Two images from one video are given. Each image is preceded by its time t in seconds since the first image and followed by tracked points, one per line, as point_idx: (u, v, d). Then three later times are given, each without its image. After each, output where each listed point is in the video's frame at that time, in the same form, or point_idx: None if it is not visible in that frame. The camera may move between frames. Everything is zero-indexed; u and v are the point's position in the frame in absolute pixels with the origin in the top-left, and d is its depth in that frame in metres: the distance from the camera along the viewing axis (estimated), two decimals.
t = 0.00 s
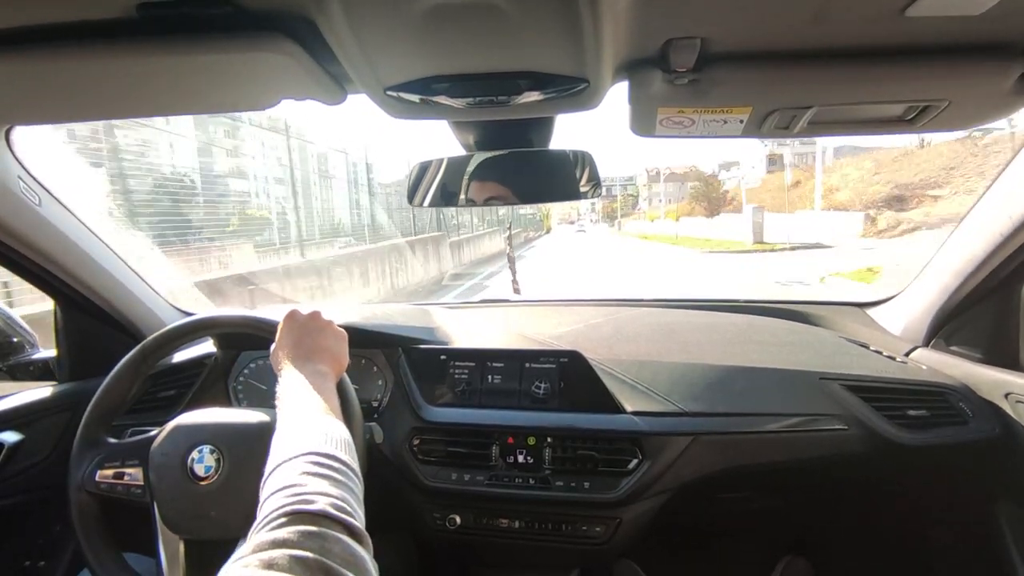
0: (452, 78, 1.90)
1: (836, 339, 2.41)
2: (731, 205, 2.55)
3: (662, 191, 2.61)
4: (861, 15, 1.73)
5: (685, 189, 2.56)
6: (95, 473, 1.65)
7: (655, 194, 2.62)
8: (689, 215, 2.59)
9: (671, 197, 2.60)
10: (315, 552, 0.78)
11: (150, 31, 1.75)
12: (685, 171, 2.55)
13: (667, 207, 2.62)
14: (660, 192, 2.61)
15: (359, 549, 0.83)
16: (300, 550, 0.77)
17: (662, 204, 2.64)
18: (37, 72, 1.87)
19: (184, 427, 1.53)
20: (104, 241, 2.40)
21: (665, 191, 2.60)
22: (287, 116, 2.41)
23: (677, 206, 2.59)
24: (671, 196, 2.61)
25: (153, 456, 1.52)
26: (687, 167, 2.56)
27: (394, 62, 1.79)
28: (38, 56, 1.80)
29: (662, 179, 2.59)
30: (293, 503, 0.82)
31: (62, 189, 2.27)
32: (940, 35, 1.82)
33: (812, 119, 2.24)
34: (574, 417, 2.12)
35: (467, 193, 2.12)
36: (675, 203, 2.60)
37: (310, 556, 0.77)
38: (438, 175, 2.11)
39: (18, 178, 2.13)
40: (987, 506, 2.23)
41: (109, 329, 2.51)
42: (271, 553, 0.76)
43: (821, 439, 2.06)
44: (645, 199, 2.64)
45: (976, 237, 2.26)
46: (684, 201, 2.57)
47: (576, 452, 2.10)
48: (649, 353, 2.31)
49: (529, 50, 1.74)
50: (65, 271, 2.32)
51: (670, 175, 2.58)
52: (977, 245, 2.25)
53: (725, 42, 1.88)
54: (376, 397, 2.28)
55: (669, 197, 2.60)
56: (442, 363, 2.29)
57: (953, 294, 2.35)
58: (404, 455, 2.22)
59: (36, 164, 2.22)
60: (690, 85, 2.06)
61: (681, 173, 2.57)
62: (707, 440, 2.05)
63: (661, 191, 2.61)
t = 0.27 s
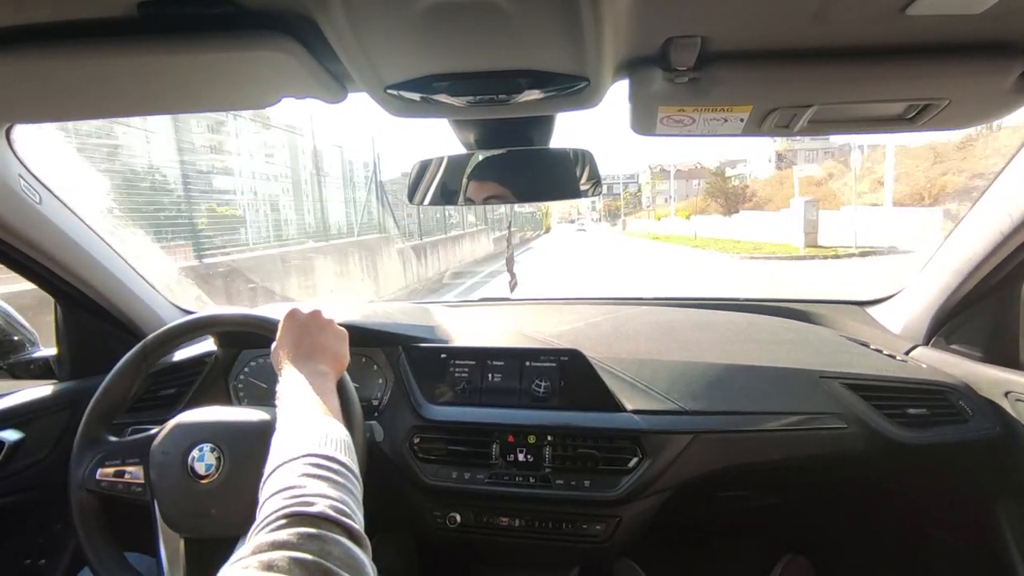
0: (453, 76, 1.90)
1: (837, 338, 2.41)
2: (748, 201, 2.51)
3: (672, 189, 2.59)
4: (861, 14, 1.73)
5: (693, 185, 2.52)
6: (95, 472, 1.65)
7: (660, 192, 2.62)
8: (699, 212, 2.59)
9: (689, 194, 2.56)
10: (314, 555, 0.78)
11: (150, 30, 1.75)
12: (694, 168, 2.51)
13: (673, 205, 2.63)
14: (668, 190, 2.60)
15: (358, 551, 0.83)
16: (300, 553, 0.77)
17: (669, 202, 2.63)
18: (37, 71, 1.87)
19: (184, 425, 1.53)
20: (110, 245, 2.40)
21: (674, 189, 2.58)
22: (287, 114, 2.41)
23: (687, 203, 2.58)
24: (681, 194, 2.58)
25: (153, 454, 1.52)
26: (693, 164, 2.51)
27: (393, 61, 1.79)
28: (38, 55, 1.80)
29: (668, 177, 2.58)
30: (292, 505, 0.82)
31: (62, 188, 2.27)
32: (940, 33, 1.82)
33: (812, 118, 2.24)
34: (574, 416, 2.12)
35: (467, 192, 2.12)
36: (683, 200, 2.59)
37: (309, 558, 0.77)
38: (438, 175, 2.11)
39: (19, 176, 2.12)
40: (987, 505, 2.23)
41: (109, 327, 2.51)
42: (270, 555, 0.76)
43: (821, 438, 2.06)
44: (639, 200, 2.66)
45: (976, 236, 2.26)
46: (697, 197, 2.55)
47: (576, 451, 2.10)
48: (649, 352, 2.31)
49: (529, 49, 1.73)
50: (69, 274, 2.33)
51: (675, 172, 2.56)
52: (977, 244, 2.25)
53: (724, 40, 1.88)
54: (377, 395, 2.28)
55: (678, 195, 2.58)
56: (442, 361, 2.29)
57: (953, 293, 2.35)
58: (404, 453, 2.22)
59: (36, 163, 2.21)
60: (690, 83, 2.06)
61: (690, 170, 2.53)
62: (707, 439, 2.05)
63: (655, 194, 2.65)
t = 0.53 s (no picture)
0: (453, 76, 1.90)
1: (837, 338, 2.41)
2: (773, 198, 2.43)
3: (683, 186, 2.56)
4: (860, 14, 1.73)
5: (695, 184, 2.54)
6: (95, 472, 1.65)
7: (669, 189, 2.59)
8: (713, 210, 2.53)
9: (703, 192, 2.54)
10: (314, 548, 0.78)
11: (149, 30, 1.75)
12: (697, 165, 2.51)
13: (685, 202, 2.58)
14: (675, 188, 2.58)
15: (358, 545, 0.83)
16: (299, 546, 0.77)
17: (679, 199, 2.59)
18: (37, 71, 1.87)
19: (185, 425, 1.53)
20: (110, 246, 2.41)
21: (690, 185, 2.54)
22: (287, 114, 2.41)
23: (700, 201, 2.54)
24: (696, 190, 2.55)
25: (154, 454, 1.52)
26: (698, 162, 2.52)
27: (393, 60, 1.79)
28: (38, 55, 1.80)
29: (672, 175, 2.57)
30: (292, 498, 0.82)
31: (62, 188, 2.27)
32: (940, 33, 1.82)
33: (812, 118, 2.25)
34: (574, 416, 2.12)
35: (467, 192, 2.13)
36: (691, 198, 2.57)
37: (309, 552, 0.77)
38: (438, 175, 2.11)
39: (18, 176, 2.12)
40: (986, 503, 2.22)
41: (109, 327, 2.51)
42: (269, 548, 0.77)
43: (821, 437, 2.06)
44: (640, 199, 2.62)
45: (976, 236, 2.27)
46: (716, 193, 2.50)
47: (575, 450, 2.11)
48: (649, 352, 2.31)
49: (529, 49, 1.74)
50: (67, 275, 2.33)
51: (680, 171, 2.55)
52: (977, 243, 2.26)
53: (724, 41, 1.88)
54: (376, 395, 2.28)
55: (676, 196, 2.59)
56: (441, 361, 2.29)
57: (952, 294, 2.35)
58: (403, 453, 2.22)
59: (36, 163, 2.22)
60: (690, 83, 2.07)
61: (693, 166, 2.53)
62: (707, 439, 2.05)
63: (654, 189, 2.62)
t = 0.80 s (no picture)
0: (453, 75, 1.90)
1: (838, 336, 2.41)
2: (806, 195, 2.41)
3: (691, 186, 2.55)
4: (861, 12, 1.73)
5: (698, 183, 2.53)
6: (96, 472, 1.65)
7: (673, 187, 2.58)
8: (730, 208, 2.54)
9: (709, 189, 2.54)
10: (316, 556, 0.78)
11: (149, 30, 1.75)
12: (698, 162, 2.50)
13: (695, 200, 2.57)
14: (679, 187, 2.57)
15: (359, 554, 0.83)
16: (301, 554, 0.77)
17: (690, 197, 2.57)
18: (36, 71, 1.87)
19: (185, 426, 1.53)
20: (110, 245, 2.41)
21: (702, 183, 2.53)
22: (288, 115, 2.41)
23: (717, 199, 2.54)
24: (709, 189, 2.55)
25: (154, 454, 1.52)
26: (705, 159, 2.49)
27: (393, 60, 1.79)
28: (37, 56, 1.80)
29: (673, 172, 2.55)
30: (294, 507, 0.82)
31: (63, 188, 2.27)
32: (940, 31, 1.82)
33: (813, 117, 2.24)
34: (575, 415, 2.12)
35: (468, 191, 2.13)
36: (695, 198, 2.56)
37: (311, 560, 0.77)
38: (439, 174, 2.11)
39: (18, 177, 2.12)
40: (987, 501, 2.23)
41: (109, 327, 2.51)
42: (271, 556, 0.76)
43: (822, 436, 2.06)
44: (640, 198, 2.62)
45: (976, 234, 2.27)
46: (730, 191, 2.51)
47: (576, 450, 2.10)
48: (649, 351, 2.30)
49: (528, 47, 1.73)
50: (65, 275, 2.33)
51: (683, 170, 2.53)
52: (978, 241, 2.26)
53: (724, 39, 1.88)
54: (377, 395, 2.28)
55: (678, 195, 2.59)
56: (442, 361, 2.29)
57: (953, 291, 2.35)
58: (404, 453, 2.22)
59: (36, 163, 2.22)
60: (690, 82, 2.06)
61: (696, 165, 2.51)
62: (708, 438, 2.05)
63: (658, 186, 2.60)
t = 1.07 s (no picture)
0: (454, 74, 1.90)
1: (837, 336, 2.41)
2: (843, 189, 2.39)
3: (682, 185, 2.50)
4: (860, 11, 1.73)
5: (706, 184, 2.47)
6: (96, 468, 1.65)
7: (676, 184, 2.52)
8: (751, 206, 2.49)
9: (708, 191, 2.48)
10: (318, 556, 0.78)
11: (150, 27, 1.75)
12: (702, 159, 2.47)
13: (687, 203, 2.52)
14: (681, 185, 2.50)
15: (360, 554, 0.84)
16: (303, 554, 0.77)
17: (693, 197, 2.50)
18: (36, 68, 1.87)
19: (185, 423, 1.53)
20: (110, 243, 2.42)
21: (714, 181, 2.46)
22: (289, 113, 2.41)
23: (739, 196, 2.47)
24: (731, 185, 2.47)
25: (154, 451, 1.52)
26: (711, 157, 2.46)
27: (394, 58, 1.79)
28: (37, 53, 1.80)
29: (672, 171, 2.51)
30: (295, 507, 0.83)
31: (62, 185, 2.27)
32: (940, 31, 1.82)
33: (813, 116, 2.25)
34: (574, 413, 2.12)
35: (467, 189, 2.13)
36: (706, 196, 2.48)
37: (313, 560, 0.77)
38: (439, 172, 2.11)
39: (18, 174, 2.13)
40: (985, 501, 2.24)
41: (109, 324, 2.51)
42: (274, 555, 0.76)
43: (821, 435, 2.06)
44: (641, 197, 2.59)
45: (975, 234, 2.28)
46: (753, 189, 2.45)
47: (575, 448, 2.11)
48: (649, 349, 2.31)
49: (529, 46, 1.73)
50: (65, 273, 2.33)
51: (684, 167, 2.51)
52: (978, 240, 2.27)
53: (724, 38, 1.88)
54: (377, 393, 2.28)
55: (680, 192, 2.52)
56: (442, 359, 2.29)
57: (953, 291, 2.36)
58: (403, 451, 2.22)
59: (36, 161, 2.22)
60: (691, 81, 2.06)
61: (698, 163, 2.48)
62: (707, 437, 2.05)
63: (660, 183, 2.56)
